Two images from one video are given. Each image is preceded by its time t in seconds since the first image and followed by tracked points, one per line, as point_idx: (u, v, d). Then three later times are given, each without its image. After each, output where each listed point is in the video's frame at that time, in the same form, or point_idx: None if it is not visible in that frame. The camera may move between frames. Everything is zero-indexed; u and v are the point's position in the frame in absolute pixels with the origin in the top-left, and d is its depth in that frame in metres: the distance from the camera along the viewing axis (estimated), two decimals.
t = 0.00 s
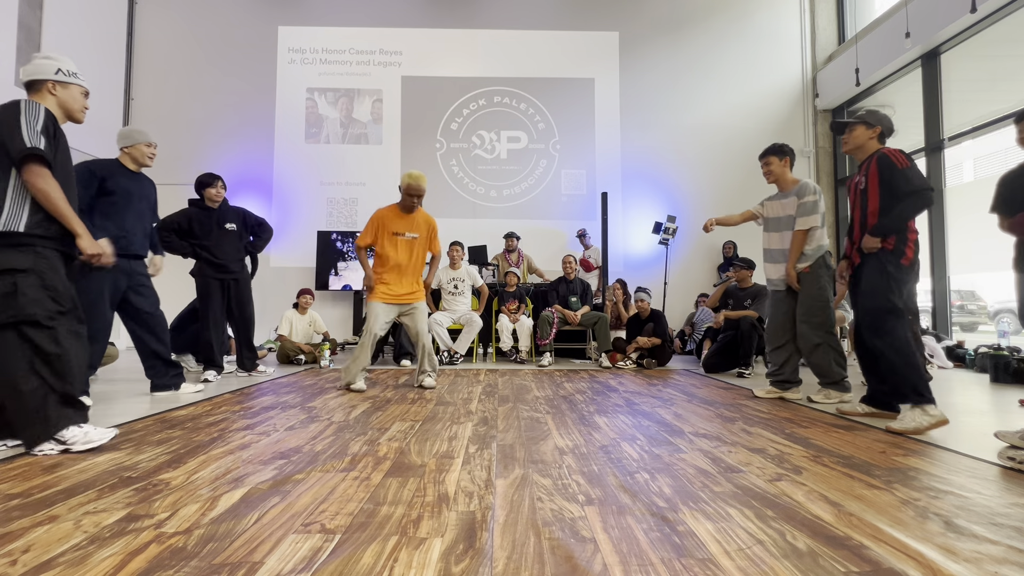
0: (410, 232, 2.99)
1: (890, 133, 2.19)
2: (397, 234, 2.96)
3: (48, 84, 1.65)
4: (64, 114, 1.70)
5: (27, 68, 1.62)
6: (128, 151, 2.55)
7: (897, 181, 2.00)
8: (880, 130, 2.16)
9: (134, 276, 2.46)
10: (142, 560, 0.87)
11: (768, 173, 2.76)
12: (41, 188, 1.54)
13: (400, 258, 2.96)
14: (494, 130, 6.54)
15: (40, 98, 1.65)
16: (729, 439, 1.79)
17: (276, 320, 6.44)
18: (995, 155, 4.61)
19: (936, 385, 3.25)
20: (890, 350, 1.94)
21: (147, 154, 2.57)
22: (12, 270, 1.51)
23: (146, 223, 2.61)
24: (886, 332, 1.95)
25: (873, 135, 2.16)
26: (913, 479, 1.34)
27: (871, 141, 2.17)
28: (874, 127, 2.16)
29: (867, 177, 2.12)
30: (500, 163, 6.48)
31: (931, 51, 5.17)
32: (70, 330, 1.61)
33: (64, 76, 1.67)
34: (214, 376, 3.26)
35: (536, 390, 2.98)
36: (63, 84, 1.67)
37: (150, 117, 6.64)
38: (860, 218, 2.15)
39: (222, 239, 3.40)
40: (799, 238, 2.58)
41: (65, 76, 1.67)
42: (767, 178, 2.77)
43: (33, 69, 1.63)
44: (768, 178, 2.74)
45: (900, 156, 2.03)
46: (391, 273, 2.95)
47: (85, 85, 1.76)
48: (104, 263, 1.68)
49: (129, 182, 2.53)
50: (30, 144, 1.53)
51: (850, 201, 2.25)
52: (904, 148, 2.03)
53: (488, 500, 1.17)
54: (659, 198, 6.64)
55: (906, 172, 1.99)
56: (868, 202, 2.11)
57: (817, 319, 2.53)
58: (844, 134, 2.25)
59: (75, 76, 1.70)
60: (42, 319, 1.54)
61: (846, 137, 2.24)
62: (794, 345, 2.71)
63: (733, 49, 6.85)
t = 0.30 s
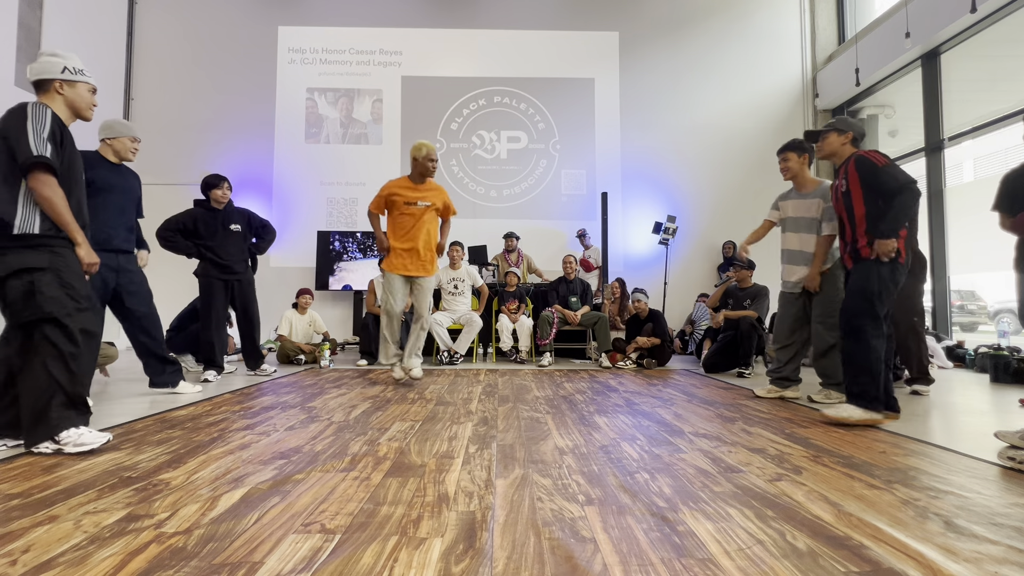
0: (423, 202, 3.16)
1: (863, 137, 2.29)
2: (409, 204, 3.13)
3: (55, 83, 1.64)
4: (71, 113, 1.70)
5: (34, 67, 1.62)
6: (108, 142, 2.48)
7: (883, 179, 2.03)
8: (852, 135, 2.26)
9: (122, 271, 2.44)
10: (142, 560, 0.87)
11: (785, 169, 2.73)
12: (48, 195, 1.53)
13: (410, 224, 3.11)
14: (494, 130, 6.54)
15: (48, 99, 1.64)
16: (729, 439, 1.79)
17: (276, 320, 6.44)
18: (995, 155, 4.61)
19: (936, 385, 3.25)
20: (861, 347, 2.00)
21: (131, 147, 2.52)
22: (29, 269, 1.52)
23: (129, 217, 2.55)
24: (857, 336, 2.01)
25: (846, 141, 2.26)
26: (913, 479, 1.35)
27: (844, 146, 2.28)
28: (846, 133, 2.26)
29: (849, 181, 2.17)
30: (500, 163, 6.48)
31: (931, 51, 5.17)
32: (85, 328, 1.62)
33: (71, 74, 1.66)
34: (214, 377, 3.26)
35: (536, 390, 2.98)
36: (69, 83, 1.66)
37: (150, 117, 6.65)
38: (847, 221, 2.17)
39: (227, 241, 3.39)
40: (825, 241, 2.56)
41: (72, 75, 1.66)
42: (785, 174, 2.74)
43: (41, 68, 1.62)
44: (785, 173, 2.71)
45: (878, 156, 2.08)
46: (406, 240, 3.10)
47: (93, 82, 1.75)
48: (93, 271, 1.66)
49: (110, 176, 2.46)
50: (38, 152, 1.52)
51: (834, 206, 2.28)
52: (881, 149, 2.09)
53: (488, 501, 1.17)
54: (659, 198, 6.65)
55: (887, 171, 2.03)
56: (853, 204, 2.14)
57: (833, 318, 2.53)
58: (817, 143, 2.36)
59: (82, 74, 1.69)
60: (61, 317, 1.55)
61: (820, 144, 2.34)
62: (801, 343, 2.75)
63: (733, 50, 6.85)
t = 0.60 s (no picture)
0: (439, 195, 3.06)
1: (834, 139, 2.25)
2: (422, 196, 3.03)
3: (57, 75, 1.63)
4: (77, 103, 1.69)
5: (36, 58, 1.61)
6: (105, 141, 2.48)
7: (858, 182, 2.01)
8: (823, 138, 2.23)
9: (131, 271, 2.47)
10: (142, 560, 0.87)
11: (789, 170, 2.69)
12: (57, 203, 1.53)
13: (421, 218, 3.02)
14: (494, 130, 6.54)
15: (53, 91, 1.64)
16: (729, 439, 1.79)
17: (276, 320, 6.44)
18: (996, 155, 4.61)
19: (936, 385, 3.25)
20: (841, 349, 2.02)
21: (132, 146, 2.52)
22: (40, 272, 1.52)
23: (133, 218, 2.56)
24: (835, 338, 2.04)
25: (817, 144, 2.23)
26: (913, 479, 1.35)
27: (814, 150, 2.25)
28: (815, 136, 2.23)
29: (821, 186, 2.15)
30: (500, 163, 6.48)
31: (931, 51, 5.17)
32: (92, 336, 1.60)
33: (72, 64, 1.65)
34: (214, 376, 3.26)
35: (536, 390, 2.98)
36: (71, 73, 1.65)
37: (150, 117, 6.64)
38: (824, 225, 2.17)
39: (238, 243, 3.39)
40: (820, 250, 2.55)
41: (73, 64, 1.65)
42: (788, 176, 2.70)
43: (41, 58, 1.61)
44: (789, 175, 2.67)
45: (846, 159, 2.08)
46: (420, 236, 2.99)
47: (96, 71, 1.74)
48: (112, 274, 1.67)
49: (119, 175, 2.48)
50: (38, 160, 1.50)
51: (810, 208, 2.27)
52: (849, 151, 2.08)
53: (488, 500, 1.17)
54: (659, 198, 6.65)
55: (859, 174, 2.03)
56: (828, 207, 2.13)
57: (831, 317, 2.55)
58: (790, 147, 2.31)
59: (83, 62, 1.68)
60: (67, 322, 1.54)
61: (793, 149, 2.31)
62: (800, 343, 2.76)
63: (733, 49, 6.85)
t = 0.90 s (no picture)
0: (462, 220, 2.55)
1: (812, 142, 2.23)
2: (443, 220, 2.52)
3: (69, 68, 1.63)
4: (90, 98, 1.69)
5: (47, 51, 1.61)
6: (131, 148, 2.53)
7: (824, 191, 2.05)
8: (802, 144, 2.19)
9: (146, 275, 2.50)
10: (142, 560, 0.87)
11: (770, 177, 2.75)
12: (56, 202, 1.51)
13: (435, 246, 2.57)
14: (494, 130, 6.54)
15: (65, 86, 1.64)
16: (729, 439, 1.79)
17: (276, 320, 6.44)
18: (996, 155, 4.60)
19: (936, 385, 3.25)
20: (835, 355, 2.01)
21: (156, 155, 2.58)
22: (52, 273, 1.52)
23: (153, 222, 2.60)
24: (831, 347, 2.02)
25: (797, 149, 2.19)
26: (913, 479, 1.35)
27: (795, 155, 2.20)
28: (794, 142, 2.19)
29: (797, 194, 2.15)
30: (500, 163, 6.48)
31: (931, 51, 5.17)
32: (101, 338, 1.59)
33: (82, 56, 1.64)
34: (214, 376, 3.26)
35: (536, 390, 2.98)
36: (82, 66, 1.65)
37: (150, 117, 6.64)
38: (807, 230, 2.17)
39: (245, 244, 3.39)
40: (810, 252, 2.55)
41: (83, 57, 1.64)
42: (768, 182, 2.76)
43: (52, 52, 1.61)
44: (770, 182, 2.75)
45: (816, 167, 2.08)
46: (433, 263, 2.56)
47: (108, 63, 1.73)
48: (106, 284, 1.59)
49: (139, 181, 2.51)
50: (39, 159, 1.48)
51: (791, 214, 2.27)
52: (819, 157, 2.08)
53: (488, 500, 1.17)
54: (659, 198, 6.65)
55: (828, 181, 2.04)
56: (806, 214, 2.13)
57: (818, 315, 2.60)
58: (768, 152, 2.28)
59: (94, 54, 1.67)
60: (77, 324, 1.53)
61: (771, 154, 2.27)
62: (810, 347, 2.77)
63: (733, 49, 6.85)
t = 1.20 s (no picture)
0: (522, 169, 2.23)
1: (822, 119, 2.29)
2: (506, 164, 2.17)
3: (79, 68, 1.64)
4: (99, 98, 1.70)
5: (60, 50, 1.62)
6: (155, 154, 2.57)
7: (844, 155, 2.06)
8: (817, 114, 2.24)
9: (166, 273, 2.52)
10: (142, 560, 0.87)
11: (761, 178, 2.77)
12: (44, 203, 1.49)
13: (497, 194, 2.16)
14: (494, 130, 6.54)
15: (76, 86, 1.65)
16: (729, 439, 1.79)
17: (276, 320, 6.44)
18: (996, 155, 4.60)
19: (936, 385, 3.25)
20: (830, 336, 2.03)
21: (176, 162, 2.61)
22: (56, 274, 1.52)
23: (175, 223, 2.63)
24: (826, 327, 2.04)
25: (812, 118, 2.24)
26: (913, 479, 1.35)
27: (809, 124, 2.25)
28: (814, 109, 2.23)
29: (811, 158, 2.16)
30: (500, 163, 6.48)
31: (931, 51, 5.17)
32: (100, 338, 1.59)
33: (92, 56, 1.64)
34: (214, 376, 3.26)
35: (536, 390, 2.98)
36: (92, 65, 1.65)
37: (150, 117, 6.64)
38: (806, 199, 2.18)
39: (247, 244, 3.39)
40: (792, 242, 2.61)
41: (93, 56, 1.65)
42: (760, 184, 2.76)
43: (64, 52, 1.62)
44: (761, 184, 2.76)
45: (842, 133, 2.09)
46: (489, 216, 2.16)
47: (120, 63, 1.73)
48: (71, 291, 1.53)
49: (160, 185, 2.55)
50: (37, 159, 1.48)
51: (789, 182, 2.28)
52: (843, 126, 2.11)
53: (488, 500, 1.17)
54: (659, 198, 6.65)
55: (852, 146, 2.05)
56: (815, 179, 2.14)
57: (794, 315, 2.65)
58: (782, 115, 2.29)
59: (104, 54, 1.67)
60: (74, 325, 1.54)
61: (786, 118, 2.28)
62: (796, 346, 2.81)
63: (733, 49, 6.85)
